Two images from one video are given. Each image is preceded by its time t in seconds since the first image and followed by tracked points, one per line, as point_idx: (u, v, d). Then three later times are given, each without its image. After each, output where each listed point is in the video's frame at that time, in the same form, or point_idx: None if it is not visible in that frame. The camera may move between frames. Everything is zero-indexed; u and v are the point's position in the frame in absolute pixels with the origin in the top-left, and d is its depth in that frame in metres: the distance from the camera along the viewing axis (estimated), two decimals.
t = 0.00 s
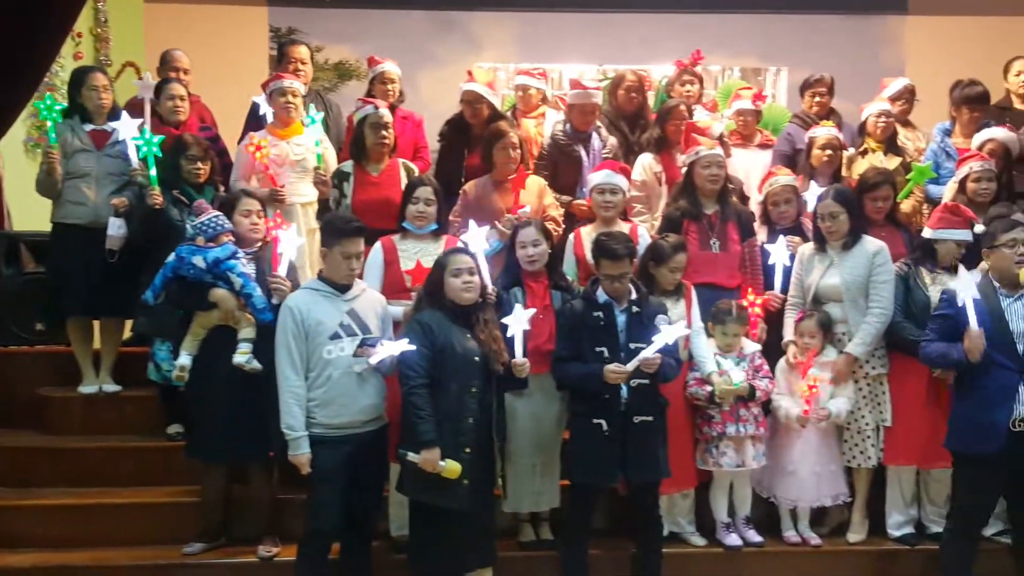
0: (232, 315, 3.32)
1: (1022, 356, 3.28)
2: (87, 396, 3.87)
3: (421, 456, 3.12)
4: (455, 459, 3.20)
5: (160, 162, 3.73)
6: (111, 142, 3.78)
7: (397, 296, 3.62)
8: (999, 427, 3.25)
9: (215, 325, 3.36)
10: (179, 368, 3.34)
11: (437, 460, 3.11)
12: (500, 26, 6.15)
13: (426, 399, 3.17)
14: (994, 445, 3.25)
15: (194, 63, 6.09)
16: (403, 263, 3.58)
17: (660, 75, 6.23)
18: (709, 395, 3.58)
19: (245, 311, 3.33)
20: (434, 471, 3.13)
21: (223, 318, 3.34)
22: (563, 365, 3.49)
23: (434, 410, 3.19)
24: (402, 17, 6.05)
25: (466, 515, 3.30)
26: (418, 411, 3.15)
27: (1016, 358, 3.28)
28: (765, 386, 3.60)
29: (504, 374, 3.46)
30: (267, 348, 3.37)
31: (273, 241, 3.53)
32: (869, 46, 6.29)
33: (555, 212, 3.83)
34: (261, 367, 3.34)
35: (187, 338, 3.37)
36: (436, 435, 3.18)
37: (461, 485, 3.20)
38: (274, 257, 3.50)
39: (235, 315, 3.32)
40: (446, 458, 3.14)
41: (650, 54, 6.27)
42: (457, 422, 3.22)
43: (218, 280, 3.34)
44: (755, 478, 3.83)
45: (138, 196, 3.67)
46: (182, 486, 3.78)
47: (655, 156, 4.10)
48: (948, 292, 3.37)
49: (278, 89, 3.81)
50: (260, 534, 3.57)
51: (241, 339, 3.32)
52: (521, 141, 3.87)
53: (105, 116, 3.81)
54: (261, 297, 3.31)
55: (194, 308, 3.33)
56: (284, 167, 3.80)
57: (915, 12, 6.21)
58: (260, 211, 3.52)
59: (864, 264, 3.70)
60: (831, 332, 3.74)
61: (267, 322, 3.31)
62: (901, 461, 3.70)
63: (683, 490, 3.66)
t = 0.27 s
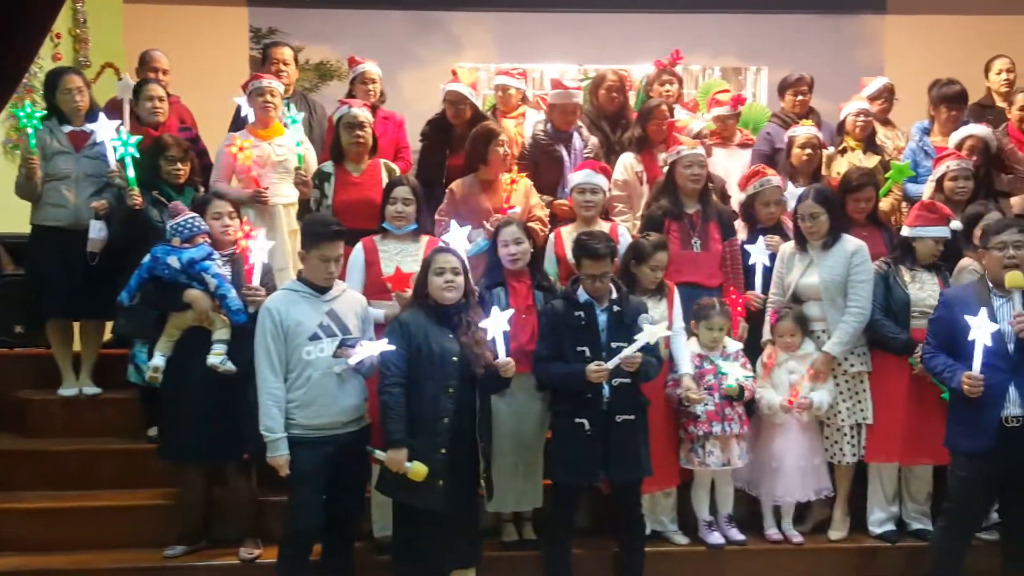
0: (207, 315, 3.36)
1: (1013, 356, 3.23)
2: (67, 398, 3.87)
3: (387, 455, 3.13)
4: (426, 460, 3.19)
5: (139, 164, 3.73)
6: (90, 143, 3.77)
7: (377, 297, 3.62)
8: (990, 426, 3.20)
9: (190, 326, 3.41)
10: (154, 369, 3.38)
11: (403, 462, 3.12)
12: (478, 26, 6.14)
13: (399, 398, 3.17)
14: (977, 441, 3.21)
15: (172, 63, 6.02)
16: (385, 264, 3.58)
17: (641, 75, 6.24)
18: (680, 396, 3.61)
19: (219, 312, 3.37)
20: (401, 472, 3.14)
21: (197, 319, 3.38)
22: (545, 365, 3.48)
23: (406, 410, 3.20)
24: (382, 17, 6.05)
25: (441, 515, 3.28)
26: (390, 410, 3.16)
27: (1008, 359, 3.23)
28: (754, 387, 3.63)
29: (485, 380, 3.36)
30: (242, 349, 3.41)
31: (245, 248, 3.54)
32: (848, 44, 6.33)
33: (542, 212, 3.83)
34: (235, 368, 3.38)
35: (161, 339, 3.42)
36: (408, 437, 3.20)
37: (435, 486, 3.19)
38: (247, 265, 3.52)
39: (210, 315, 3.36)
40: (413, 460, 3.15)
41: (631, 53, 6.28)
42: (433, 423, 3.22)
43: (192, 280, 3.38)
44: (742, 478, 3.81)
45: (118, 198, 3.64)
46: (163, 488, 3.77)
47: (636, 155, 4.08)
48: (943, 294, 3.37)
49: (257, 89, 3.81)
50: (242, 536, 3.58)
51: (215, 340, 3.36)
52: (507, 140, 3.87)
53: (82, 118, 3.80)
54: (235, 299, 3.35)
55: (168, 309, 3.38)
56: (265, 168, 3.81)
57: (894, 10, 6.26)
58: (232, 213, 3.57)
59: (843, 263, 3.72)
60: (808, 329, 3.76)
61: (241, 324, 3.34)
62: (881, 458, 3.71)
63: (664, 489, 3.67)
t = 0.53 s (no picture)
0: (178, 313, 3.37)
1: (988, 353, 3.25)
2: (42, 398, 3.83)
3: (361, 453, 3.12)
4: (405, 459, 3.18)
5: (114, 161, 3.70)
6: (64, 140, 3.73)
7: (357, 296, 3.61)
8: (963, 420, 3.23)
9: (161, 324, 3.42)
10: (123, 367, 3.37)
11: (377, 458, 3.12)
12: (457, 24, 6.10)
13: (374, 396, 3.17)
14: (950, 435, 3.25)
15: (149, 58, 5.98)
16: (362, 263, 3.56)
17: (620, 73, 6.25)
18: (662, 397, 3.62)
19: (190, 310, 3.38)
20: (376, 469, 3.12)
21: (167, 317, 3.39)
22: (525, 363, 3.48)
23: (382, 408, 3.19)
24: (359, 12, 6.02)
25: (420, 513, 3.27)
26: (366, 407, 3.16)
27: (982, 355, 3.25)
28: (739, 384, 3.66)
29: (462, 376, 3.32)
30: (213, 349, 3.42)
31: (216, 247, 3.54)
32: (825, 43, 6.37)
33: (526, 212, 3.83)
34: (207, 366, 3.38)
35: (131, 337, 3.42)
36: (385, 436, 3.19)
37: (414, 484, 3.19)
38: (217, 263, 3.52)
39: (181, 314, 3.38)
40: (386, 458, 3.16)
41: (610, 51, 6.29)
42: (411, 421, 3.21)
43: (164, 278, 3.39)
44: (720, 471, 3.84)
45: (93, 196, 3.62)
46: (140, 488, 3.75)
47: (616, 154, 4.09)
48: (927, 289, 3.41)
49: (234, 85, 3.78)
50: (219, 536, 3.56)
51: (186, 339, 3.37)
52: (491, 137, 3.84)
53: (56, 114, 3.77)
54: (207, 297, 3.37)
55: (139, 306, 3.39)
56: (243, 166, 3.79)
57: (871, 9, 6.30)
58: (200, 211, 3.57)
59: (821, 261, 3.75)
60: (787, 325, 3.79)
61: (213, 322, 3.36)
62: (858, 454, 3.73)
63: (643, 486, 3.69)
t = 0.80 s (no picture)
0: (135, 310, 3.33)
1: (944, 350, 3.27)
2: None
3: (333, 451, 3.10)
4: (374, 456, 3.16)
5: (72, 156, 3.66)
6: (21, 134, 3.68)
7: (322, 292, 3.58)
8: (919, 415, 3.29)
9: (119, 321, 3.38)
10: (81, 365, 3.33)
11: (349, 455, 3.10)
12: (423, 19, 6.14)
13: (344, 394, 3.14)
14: (909, 432, 3.30)
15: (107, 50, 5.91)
16: (326, 259, 3.54)
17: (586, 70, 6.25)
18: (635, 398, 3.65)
19: (148, 306, 3.34)
20: (348, 466, 3.11)
21: (125, 313, 3.36)
22: (489, 360, 3.47)
23: (351, 405, 3.16)
24: (324, 7, 5.99)
25: (388, 511, 3.24)
26: (334, 404, 3.13)
27: (938, 353, 3.28)
28: (705, 380, 3.65)
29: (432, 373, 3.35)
30: (171, 347, 3.38)
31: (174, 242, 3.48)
32: (789, 42, 6.42)
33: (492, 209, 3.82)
34: (165, 364, 3.32)
35: (89, 334, 3.38)
36: (353, 432, 3.16)
37: (383, 481, 3.17)
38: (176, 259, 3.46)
39: (139, 310, 3.34)
40: (359, 454, 3.12)
41: (576, 48, 6.30)
42: (379, 419, 3.18)
43: (121, 274, 3.35)
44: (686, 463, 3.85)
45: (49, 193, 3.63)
46: (99, 487, 3.70)
47: (583, 150, 4.09)
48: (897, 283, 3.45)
49: (197, 79, 3.74)
50: (179, 535, 3.52)
51: (145, 335, 3.32)
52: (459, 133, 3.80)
53: (13, 109, 3.73)
54: (165, 293, 3.34)
55: (97, 303, 3.35)
56: (203, 161, 3.75)
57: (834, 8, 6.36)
58: (156, 207, 3.54)
59: (786, 258, 3.77)
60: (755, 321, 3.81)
61: (171, 318, 3.33)
62: (818, 450, 3.79)
63: (608, 481, 3.70)
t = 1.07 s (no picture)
0: (98, 307, 3.30)
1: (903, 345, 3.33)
2: None
3: (302, 449, 3.04)
4: (342, 453, 3.10)
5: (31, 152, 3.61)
6: None
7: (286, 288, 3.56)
8: (878, 408, 3.33)
9: (82, 319, 3.35)
10: (44, 364, 3.30)
11: (318, 453, 3.04)
12: (388, 15, 6.13)
13: (311, 392, 3.10)
14: (867, 423, 3.35)
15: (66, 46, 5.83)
16: (290, 256, 3.51)
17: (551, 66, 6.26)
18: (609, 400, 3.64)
19: (111, 303, 3.31)
20: (317, 464, 3.06)
21: (87, 311, 3.32)
22: (456, 356, 3.45)
23: (318, 402, 3.12)
24: (288, 2, 5.95)
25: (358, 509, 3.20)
26: (301, 402, 3.08)
27: (898, 348, 3.34)
28: (670, 373, 3.67)
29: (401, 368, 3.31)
30: (135, 344, 3.34)
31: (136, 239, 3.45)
32: (754, 38, 6.46)
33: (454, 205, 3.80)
34: (129, 361, 3.29)
35: (51, 333, 3.34)
36: (322, 429, 3.11)
37: (353, 479, 3.12)
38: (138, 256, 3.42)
39: (101, 307, 3.30)
40: (329, 452, 3.06)
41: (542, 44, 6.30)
42: (347, 416, 3.13)
43: (82, 272, 3.30)
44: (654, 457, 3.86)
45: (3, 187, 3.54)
46: (62, 487, 3.67)
47: (549, 146, 4.10)
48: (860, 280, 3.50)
49: (159, 75, 3.74)
50: (144, 534, 3.49)
51: (107, 333, 3.29)
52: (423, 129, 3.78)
53: None
54: (127, 289, 3.29)
55: (58, 300, 3.31)
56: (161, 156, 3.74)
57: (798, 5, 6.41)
58: (118, 204, 3.51)
59: (751, 253, 3.79)
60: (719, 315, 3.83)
61: (134, 315, 3.29)
62: (787, 444, 3.77)
63: (574, 477, 3.70)
